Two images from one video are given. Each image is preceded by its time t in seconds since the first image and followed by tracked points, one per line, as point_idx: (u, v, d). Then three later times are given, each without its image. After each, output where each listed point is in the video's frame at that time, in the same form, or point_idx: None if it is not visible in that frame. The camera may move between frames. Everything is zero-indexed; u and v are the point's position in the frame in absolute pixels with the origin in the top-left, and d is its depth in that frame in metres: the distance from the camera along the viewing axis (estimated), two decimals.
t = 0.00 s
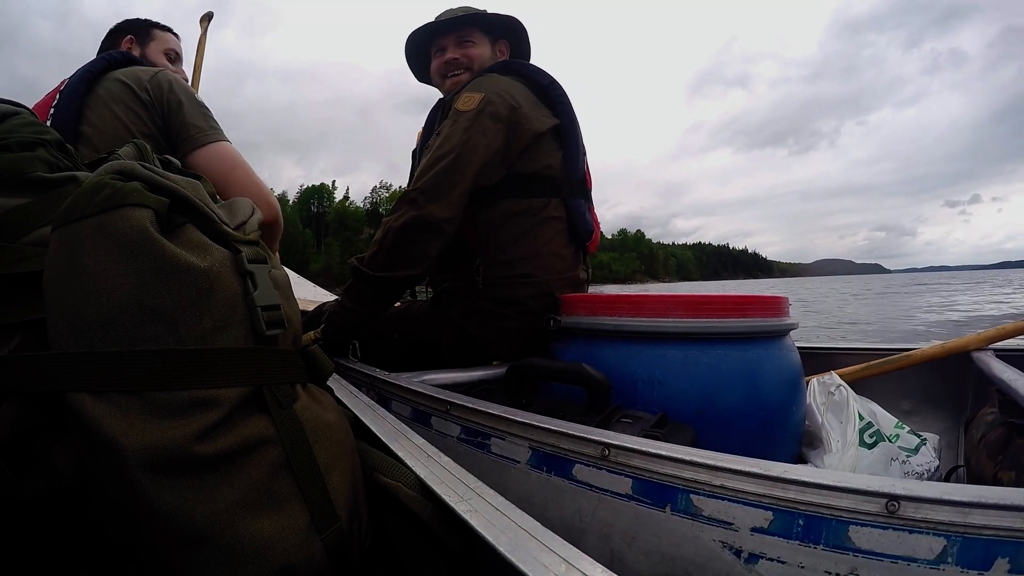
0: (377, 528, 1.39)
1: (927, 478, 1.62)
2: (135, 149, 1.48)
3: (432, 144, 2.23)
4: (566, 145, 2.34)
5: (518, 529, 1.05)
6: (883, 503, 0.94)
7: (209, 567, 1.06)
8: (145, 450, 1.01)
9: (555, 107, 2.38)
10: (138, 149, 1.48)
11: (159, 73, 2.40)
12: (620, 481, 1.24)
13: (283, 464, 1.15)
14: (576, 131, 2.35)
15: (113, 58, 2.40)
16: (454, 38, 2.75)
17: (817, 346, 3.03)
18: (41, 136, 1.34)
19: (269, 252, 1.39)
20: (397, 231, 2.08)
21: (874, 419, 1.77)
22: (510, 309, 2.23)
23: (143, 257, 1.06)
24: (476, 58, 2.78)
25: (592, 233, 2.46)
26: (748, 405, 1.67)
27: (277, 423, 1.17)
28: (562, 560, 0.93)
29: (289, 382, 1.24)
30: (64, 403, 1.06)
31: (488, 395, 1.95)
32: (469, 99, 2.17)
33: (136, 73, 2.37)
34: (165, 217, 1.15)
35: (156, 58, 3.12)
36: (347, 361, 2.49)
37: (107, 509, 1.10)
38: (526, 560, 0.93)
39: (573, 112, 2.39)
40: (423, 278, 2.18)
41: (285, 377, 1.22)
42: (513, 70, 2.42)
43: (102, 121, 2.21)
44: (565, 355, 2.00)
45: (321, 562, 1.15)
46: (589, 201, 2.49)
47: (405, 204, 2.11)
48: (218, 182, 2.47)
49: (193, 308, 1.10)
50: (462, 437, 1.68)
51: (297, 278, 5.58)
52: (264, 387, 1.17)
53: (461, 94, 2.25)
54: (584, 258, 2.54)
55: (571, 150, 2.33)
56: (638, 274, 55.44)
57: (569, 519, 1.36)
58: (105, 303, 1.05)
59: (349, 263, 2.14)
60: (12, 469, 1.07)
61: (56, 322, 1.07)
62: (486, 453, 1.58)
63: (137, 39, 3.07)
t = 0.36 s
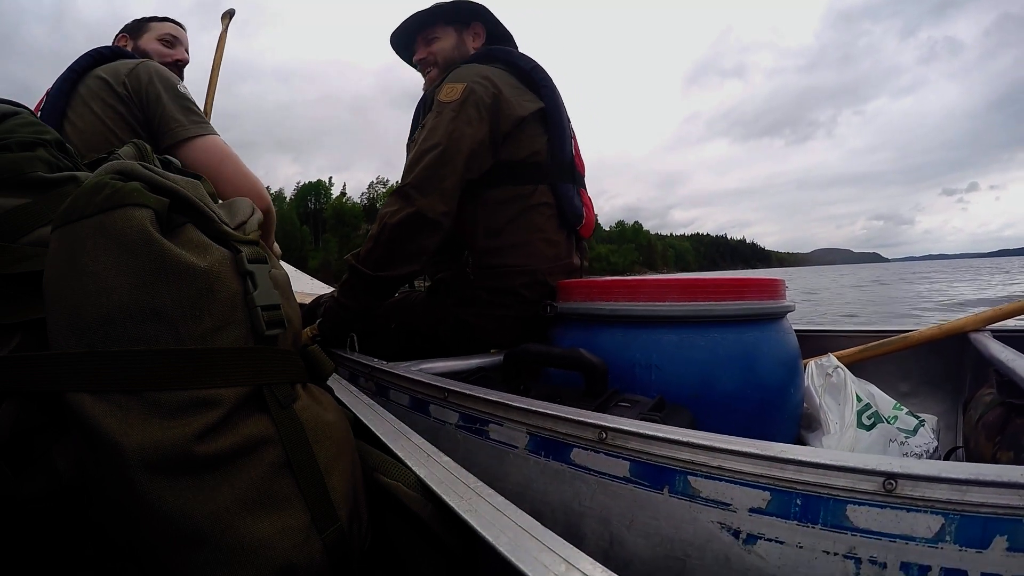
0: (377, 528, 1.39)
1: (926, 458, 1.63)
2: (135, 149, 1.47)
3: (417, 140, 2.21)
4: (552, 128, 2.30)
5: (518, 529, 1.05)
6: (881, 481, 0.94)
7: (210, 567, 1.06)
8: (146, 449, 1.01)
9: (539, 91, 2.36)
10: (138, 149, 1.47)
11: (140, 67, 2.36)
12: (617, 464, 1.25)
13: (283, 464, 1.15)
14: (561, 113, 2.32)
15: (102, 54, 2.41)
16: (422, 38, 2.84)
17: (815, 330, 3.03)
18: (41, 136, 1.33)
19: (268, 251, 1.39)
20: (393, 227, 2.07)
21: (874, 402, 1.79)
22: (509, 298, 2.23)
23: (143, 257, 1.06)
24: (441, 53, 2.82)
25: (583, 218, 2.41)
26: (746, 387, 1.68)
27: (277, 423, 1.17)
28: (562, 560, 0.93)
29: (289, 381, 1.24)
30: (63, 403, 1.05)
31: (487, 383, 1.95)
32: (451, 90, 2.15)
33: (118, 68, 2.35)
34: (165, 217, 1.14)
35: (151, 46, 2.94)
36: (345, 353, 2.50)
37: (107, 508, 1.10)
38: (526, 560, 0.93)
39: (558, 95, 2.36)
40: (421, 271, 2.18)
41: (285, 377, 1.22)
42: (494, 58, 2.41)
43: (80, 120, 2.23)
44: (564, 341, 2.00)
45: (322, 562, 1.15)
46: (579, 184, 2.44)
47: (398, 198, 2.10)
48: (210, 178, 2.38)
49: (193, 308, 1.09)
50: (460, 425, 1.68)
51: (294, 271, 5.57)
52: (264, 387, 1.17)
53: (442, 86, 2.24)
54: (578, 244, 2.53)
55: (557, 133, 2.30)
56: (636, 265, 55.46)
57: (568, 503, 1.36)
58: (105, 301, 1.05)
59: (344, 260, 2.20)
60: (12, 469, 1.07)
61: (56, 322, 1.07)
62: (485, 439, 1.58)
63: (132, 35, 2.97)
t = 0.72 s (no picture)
0: (377, 527, 1.40)
1: (926, 461, 1.62)
2: (135, 149, 1.46)
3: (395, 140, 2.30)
4: (524, 122, 2.30)
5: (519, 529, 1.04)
6: (875, 495, 0.94)
7: (210, 567, 1.06)
8: (146, 449, 1.01)
9: (513, 87, 2.37)
10: (138, 149, 1.46)
11: (142, 66, 2.35)
12: (609, 472, 1.24)
13: (283, 464, 1.15)
14: (535, 107, 2.30)
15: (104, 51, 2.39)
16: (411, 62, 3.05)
17: (815, 330, 3.03)
18: (41, 136, 1.32)
19: (267, 252, 1.38)
20: (374, 221, 2.09)
21: (873, 405, 1.79)
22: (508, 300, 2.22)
23: (143, 257, 1.05)
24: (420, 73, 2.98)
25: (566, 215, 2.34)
26: (743, 391, 1.68)
27: (277, 422, 1.17)
28: (562, 560, 0.93)
29: (289, 381, 1.24)
30: (64, 403, 1.05)
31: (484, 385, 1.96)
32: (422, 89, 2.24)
33: (121, 66, 2.34)
34: (165, 217, 1.14)
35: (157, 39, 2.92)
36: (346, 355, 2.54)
37: (107, 509, 1.10)
38: (526, 560, 0.93)
39: (533, 89, 2.35)
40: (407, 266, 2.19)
41: (285, 377, 1.22)
42: (472, 57, 2.48)
43: (81, 120, 2.23)
44: (562, 342, 1.99)
45: (322, 561, 1.15)
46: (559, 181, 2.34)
47: (378, 193, 2.13)
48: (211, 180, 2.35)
49: (193, 309, 1.09)
50: (454, 429, 1.68)
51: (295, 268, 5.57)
52: (264, 387, 1.17)
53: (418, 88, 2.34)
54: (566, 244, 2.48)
55: (530, 128, 2.28)
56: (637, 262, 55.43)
57: (561, 509, 1.36)
58: (104, 302, 1.04)
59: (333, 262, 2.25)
60: (12, 469, 1.07)
61: (56, 323, 1.07)
62: (479, 444, 1.59)
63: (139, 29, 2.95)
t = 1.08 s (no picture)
0: (377, 527, 1.40)
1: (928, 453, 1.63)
2: (135, 149, 1.45)
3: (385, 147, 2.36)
4: (500, 120, 2.28)
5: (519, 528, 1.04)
6: (875, 473, 0.93)
7: (210, 567, 1.06)
8: (146, 449, 1.01)
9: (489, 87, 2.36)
10: (138, 149, 1.45)
11: (139, 65, 2.34)
12: (608, 459, 1.24)
13: (283, 464, 1.15)
14: (510, 103, 2.27)
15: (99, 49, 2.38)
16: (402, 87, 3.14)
17: (815, 325, 3.02)
18: (41, 136, 1.31)
19: (268, 251, 1.38)
20: (368, 217, 2.11)
21: (874, 397, 1.78)
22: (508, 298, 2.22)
23: (141, 257, 1.05)
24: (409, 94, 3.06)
25: (546, 208, 2.30)
26: (744, 384, 1.67)
27: (277, 423, 1.16)
28: (562, 560, 0.92)
29: (289, 381, 1.23)
30: (63, 403, 1.05)
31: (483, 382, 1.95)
32: (404, 96, 2.29)
33: (117, 65, 2.33)
34: (165, 216, 1.13)
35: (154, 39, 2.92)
36: (346, 353, 2.53)
37: (107, 509, 1.09)
38: (526, 560, 0.92)
39: (508, 86, 2.33)
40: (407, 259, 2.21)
41: (285, 377, 1.21)
42: (451, 63, 2.50)
43: (77, 120, 2.22)
44: (562, 338, 1.99)
45: (322, 561, 1.15)
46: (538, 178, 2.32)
47: (371, 191, 2.15)
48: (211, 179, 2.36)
49: (193, 309, 1.08)
50: (454, 422, 1.68)
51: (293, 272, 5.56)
52: (264, 387, 1.16)
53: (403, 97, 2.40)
54: (553, 241, 2.44)
55: (505, 125, 2.27)
56: (636, 260, 55.43)
57: (560, 499, 1.35)
58: (104, 301, 1.04)
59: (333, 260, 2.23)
60: (12, 469, 1.06)
61: (56, 324, 1.06)
62: (478, 436, 1.58)
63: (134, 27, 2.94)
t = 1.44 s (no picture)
0: (377, 527, 1.40)
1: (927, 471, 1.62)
2: (135, 149, 1.46)
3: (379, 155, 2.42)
4: (492, 126, 2.33)
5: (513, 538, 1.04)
6: (877, 493, 0.94)
7: (210, 567, 1.06)
8: (146, 449, 1.01)
9: (480, 95, 2.42)
10: (138, 148, 1.47)
11: (144, 66, 2.35)
12: (612, 472, 1.24)
13: (283, 464, 1.15)
14: (501, 110, 2.32)
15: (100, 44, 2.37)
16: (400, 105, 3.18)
17: (817, 341, 3.03)
18: (41, 136, 1.33)
19: (268, 251, 1.39)
20: (360, 215, 2.14)
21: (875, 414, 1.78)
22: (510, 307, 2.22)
23: (143, 258, 1.06)
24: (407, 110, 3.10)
25: (543, 211, 2.30)
26: (747, 398, 1.68)
27: (277, 423, 1.17)
28: (562, 560, 0.93)
29: (289, 382, 1.24)
30: (64, 403, 1.05)
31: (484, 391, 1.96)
32: (396, 105, 2.36)
33: (120, 65, 2.33)
34: (165, 217, 1.14)
35: (157, 28, 2.92)
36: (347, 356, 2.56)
37: (107, 509, 1.10)
38: (525, 560, 0.93)
39: (498, 93, 2.38)
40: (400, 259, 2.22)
41: (285, 377, 1.22)
42: (443, 75, 2.57)
43: (82, 122, 2.24)
44: (565, 348, 1.99)
45: (321, 562, 1.15)
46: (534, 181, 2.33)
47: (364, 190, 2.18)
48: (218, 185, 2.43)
49: (193, 309, 1.10)
50: (457, 430, 1.68)
51: (296, 276, 5.57)
52: (265, 387, 1.17)
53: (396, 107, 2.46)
54: (551, 245, 2.44)
55: (497, 131, 2.31)
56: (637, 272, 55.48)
57: (561, 511, 1.36)
58: (106, 302, 1.05)
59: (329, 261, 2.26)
60: (12, 469, 1.07)
61: (57, 324, 1.07)
62: (481, 445, 1.58)
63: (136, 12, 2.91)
